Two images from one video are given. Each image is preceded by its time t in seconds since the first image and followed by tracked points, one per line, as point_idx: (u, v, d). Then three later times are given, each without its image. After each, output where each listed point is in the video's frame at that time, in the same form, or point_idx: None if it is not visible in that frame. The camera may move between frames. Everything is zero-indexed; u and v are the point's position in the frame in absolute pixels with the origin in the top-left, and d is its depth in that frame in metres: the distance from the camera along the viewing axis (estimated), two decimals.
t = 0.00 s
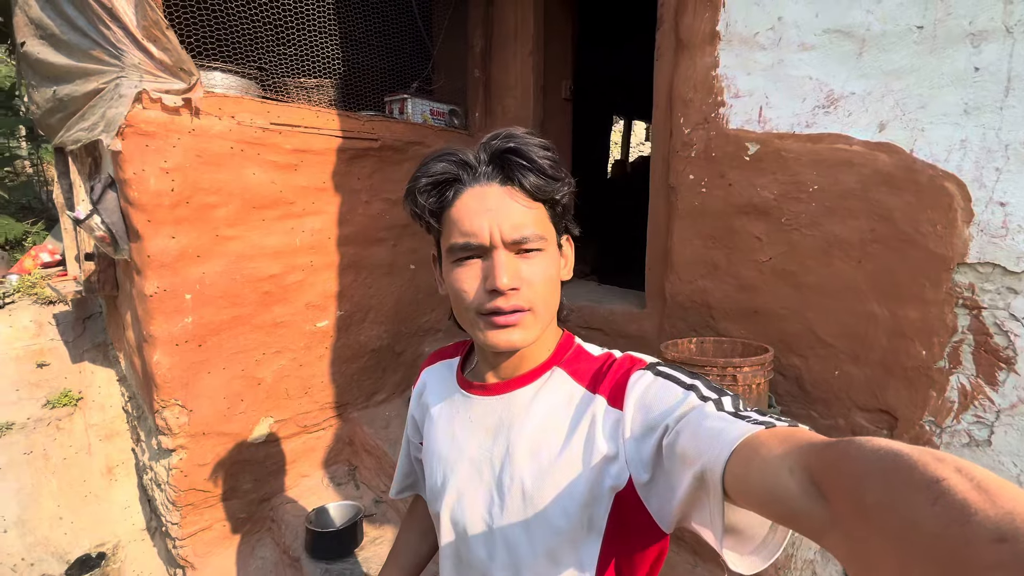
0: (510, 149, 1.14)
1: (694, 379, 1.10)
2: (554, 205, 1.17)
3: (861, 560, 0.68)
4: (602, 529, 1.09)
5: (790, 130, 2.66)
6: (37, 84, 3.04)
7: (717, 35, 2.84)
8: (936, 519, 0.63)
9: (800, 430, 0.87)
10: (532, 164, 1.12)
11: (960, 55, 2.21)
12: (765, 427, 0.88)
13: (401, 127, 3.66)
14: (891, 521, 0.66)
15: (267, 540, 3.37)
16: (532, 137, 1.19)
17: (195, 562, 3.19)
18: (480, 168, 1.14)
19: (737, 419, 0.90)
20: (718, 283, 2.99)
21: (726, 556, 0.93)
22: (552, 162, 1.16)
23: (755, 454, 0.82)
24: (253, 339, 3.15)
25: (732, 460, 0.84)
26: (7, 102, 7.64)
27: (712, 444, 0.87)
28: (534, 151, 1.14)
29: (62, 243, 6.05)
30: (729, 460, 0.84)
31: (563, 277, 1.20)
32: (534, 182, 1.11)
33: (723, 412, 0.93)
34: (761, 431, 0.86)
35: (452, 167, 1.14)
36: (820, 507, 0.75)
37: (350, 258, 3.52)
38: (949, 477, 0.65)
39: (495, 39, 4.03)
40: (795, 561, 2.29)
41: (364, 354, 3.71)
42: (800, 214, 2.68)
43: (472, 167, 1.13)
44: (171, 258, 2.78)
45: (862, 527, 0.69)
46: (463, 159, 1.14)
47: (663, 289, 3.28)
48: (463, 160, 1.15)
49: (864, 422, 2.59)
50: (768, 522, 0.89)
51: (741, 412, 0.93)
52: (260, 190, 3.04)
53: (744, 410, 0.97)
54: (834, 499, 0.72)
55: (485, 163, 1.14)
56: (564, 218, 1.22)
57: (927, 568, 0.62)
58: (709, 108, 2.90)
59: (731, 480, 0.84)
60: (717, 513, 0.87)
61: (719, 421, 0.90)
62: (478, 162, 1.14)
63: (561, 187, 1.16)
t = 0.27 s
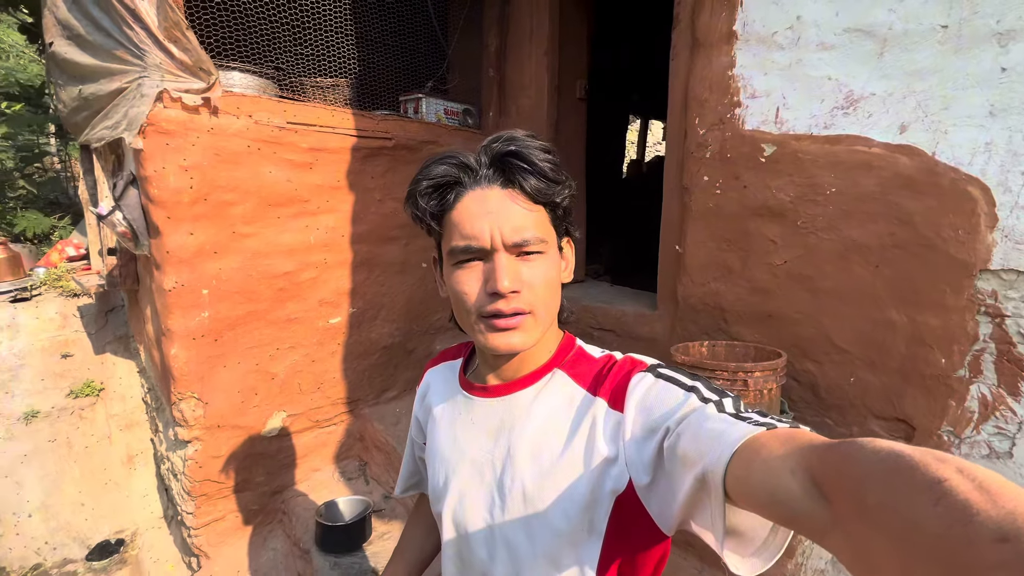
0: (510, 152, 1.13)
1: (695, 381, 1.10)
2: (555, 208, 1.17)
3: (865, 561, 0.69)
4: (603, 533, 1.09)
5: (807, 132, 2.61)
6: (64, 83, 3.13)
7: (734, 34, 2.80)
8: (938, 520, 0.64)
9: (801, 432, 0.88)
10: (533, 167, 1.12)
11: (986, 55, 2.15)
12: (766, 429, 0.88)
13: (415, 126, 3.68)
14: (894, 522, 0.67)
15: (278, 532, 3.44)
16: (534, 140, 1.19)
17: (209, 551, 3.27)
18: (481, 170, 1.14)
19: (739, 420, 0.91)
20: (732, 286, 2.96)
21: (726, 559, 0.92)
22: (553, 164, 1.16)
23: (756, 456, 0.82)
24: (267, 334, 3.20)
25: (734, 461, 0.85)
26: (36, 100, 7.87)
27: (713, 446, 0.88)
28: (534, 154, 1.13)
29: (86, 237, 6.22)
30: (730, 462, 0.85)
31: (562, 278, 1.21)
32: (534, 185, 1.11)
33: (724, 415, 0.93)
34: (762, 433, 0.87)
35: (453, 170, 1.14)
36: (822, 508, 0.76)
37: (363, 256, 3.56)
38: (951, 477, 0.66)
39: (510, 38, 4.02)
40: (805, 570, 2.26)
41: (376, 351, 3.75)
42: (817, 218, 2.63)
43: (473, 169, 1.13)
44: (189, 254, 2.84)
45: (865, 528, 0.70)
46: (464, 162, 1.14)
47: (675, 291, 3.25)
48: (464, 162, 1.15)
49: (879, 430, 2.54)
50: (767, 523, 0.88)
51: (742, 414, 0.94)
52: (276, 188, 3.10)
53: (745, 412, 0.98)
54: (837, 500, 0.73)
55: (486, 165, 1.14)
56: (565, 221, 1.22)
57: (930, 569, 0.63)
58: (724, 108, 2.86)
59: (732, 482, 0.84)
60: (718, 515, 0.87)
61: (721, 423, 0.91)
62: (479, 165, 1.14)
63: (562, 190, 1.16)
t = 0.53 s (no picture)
0: (515, 154, 1.14)
1: (697, 383, 1.09)
2: (558, 211, 1.17)
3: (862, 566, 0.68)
4: (603, 535, 1.09)
5: (826, 134, 2.56)
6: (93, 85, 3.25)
7: (751, 34, 2.76)
8: (938, 524, 0.63)
9: (803, 435, 0.87)
10: (537, 170, 1.12)
11: (1015, 55, 2.07)
12: (767, 432, 0.88)
13: (430, 127, 3.71)
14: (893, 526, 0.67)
15: (291, 525, 3.50)
16: (537, 143, 1.19)
17: (224, 541, 3.34)
18: (485, 171, 1.15)
19: (740, 422, 0.90)
20: (745, 290, 2.91)
21: (727, 561, 0.92)
22: (558, 167, 1.16)
23: (757, 459, 0.82)
24: (283, 330, 3.27)
25: (735, 463, 0.84)
26: (68, 100, 8.12)
27: (713, 446, 0.87)
28: (539, 156, 1.14)
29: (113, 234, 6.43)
30: (731, 464, 0.84)
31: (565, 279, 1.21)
32: (538, 187, 1.12)
33: (726, 416, 0.93)
34: (763, 435, 0.87)
35: (458, 170, 1.15)
36: (823, 511, 0.75)
37: (377, 255, 3.60)
38: (952, 482, 0.65)
39: (525, 39, 4.02)
40: None
41: (388, 349, 3.79)
42: (834, 221, 2.58)
43: (477, 170, 1.14)
44: (208, 251, 2.91)
45: (864, 532, 0.69)
46: (469, 162, 1.15)
47: (688, 294, 3.21)
48: (469, 162, 1.16)
49: (896, 439, 2.47)
50: (768, 526, 0.87)
51: (744, 416, 0.93)
52: (293, 188, 3.16)
53: (747, 414, 0.97)
54: (837, 503, 0.73)
55: (491, 167, 1.15)
56: (568, 223, 1.23)
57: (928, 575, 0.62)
58: (741, 110, 2.82)
59: (734, 484, 0.83)
60: (719, 517, 0.86)
61: (722, 425, 0.90)
62: (484, 165, 1.15)
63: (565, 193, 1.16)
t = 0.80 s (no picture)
0: (517, 153, 1.15)
1: (695, 384, 1.09)
2: (558, 211, 1.18)
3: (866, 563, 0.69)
4: (603, 538, 1.08)
5: (842, 137, 2.51)
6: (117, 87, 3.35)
7: (767, 35, 2.71)
8: (939, 519, 0.65)
9: (802, 434, 0.88)
10: (539, 168, 1.13)
11: None
12: (767, 432, 0.87)
13: (443, 129, 3.73)
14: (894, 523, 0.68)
15: (300, 520, 3.55)
16: (538, 143, 1.19)
17: (236, 534, 3.41)
18: (487, 170, 1.16)
19: (740, 423, 0.90)
20: (758, 295, 2.87)
21: (726, 562, 0.91)
22: (559, 166, 1.17)
23: (757, 458, 0.82)
24: (296, 328, 3.32)
25: (736, 463, 0.84)
26: (97, 104, 8.38)
27: (714, 446, 0.87)
28: (540, 155, 1.15)
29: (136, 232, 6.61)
30: (732, 463, 0.84)
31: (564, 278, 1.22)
32: (539, 186, 1.13)
33: (725, 417, 0.92)
34: (763, 435, 0.86)
35: (460, 168, 1.16)
36: (823, 510, 0.76)
37: (389, 255, 3.64)
38: (951, 478, 0.67)
39: (539, 41, 4.02)
40: None
41: (399, 349, 3.83)
42: (850, 226, 2.52)
43: (479, 169, 1.15)
44: (224, 250, 2.98)
45: (866, 530, 0.70)
46: (472, 160, 1.16)
47: (700, 298, 3.18)
48: (471, 161, 1.17)
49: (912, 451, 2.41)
50: (767, 526, 0.87)
51: (743, 417, 0.93)
52: (307, 188, 3.21)
53: (746, 415, 0.97)
54: (838, 502, 0.74)
55: (493, 165, 1.16)
56: (568, 224, 1.24)
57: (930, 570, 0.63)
58: (755, 112, 2.78)
59: (734, 484, 0.83)
60: (719, 517, 0.86)
61: (722, 426, 0.90)
62: (485, 164, 1.16)
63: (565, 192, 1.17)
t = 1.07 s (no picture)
0: (498, 167, 1.16)
1: (679, 394, 1.09)
2: (540, 223, 1.20)
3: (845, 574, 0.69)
4: (586, 550, 1.08)
5: (849, 144, 2.47)
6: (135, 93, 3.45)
7: (773, 42, 2.69)
8: (913, 529, 0.65)
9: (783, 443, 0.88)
10: (519, 182, 1.14)
11: None
12: (748, 441, 0.87)
13: (450, 134, 3.76)
14: (870, 533, 0.68)
15: (305, 519, 3.60)
16: (519, 156, 1.20)
17: (241, 530, 3.47)
18: (469, 184, 1.17)
19: (721, 433, 0.89)
20: (764, 303, 2.83)
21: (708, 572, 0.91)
22: (540, 180, 1.18)
23: (739, 468, 0.82)
24: (303, 330, 3.38)
25: (718, 473, 0.83)
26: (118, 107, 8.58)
27: (694, 457, 0.87)
28: (521, 169, 1.16)
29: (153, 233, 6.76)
30: (713, 473, 0.83)
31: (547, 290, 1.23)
32: (520, 200, 1.14)
33: (707, 426, 0.92)
34: (744, 445, 0.86)
35: (441, 183, 1.18)
36: (804, 520, 0.76)
37: (395, 259, 3.68)
38: (924, 487, 0.67)
39: (548, 46, 4.03)
40: None
41: (405, 351, 3.86)
42: (857, 235, 2.48)
43: (461, 183, 1.17)
44: (233, 252, 3.04)
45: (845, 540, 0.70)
46: (453, 175, 1.18)
47: (705, 305, 3.15)
48: (453, 175, 1.18)
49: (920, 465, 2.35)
50: (748, 535, 0.87)
51: (725, 426, 0.93)
52: (315, 192, 3.26)
53: (728, 424, 0.97)
54: (817, 511, 0.74)
55: (474, 179, 1.17)
56: (551, 235, 1.25)
57: None
58: (762, 119, 2.75)
59: (716, 493, 0.83)
60: (702, 527, 0.85)
61: (702, 436, 0.90)
62: (466, 179, 1.18)
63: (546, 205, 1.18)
